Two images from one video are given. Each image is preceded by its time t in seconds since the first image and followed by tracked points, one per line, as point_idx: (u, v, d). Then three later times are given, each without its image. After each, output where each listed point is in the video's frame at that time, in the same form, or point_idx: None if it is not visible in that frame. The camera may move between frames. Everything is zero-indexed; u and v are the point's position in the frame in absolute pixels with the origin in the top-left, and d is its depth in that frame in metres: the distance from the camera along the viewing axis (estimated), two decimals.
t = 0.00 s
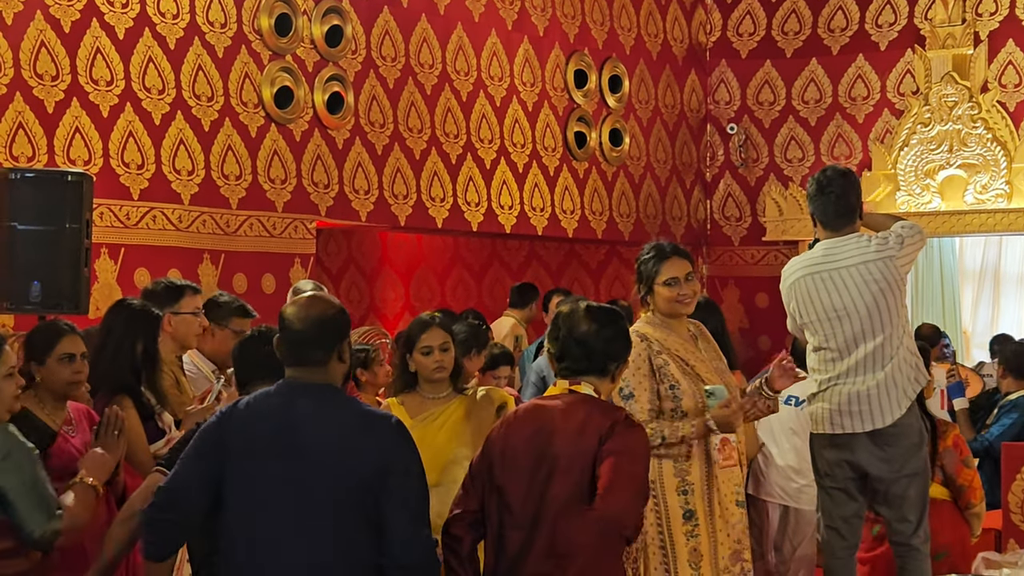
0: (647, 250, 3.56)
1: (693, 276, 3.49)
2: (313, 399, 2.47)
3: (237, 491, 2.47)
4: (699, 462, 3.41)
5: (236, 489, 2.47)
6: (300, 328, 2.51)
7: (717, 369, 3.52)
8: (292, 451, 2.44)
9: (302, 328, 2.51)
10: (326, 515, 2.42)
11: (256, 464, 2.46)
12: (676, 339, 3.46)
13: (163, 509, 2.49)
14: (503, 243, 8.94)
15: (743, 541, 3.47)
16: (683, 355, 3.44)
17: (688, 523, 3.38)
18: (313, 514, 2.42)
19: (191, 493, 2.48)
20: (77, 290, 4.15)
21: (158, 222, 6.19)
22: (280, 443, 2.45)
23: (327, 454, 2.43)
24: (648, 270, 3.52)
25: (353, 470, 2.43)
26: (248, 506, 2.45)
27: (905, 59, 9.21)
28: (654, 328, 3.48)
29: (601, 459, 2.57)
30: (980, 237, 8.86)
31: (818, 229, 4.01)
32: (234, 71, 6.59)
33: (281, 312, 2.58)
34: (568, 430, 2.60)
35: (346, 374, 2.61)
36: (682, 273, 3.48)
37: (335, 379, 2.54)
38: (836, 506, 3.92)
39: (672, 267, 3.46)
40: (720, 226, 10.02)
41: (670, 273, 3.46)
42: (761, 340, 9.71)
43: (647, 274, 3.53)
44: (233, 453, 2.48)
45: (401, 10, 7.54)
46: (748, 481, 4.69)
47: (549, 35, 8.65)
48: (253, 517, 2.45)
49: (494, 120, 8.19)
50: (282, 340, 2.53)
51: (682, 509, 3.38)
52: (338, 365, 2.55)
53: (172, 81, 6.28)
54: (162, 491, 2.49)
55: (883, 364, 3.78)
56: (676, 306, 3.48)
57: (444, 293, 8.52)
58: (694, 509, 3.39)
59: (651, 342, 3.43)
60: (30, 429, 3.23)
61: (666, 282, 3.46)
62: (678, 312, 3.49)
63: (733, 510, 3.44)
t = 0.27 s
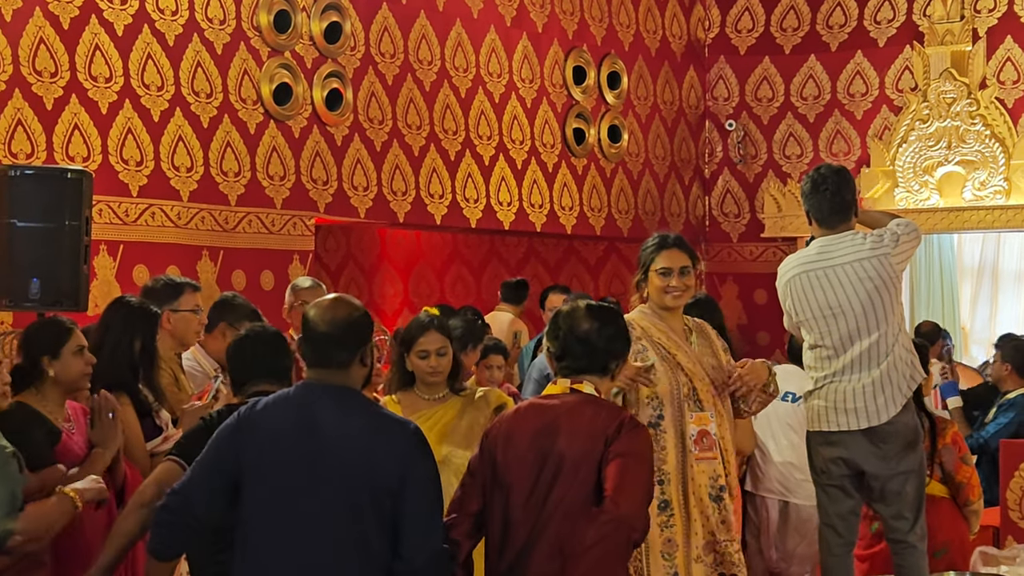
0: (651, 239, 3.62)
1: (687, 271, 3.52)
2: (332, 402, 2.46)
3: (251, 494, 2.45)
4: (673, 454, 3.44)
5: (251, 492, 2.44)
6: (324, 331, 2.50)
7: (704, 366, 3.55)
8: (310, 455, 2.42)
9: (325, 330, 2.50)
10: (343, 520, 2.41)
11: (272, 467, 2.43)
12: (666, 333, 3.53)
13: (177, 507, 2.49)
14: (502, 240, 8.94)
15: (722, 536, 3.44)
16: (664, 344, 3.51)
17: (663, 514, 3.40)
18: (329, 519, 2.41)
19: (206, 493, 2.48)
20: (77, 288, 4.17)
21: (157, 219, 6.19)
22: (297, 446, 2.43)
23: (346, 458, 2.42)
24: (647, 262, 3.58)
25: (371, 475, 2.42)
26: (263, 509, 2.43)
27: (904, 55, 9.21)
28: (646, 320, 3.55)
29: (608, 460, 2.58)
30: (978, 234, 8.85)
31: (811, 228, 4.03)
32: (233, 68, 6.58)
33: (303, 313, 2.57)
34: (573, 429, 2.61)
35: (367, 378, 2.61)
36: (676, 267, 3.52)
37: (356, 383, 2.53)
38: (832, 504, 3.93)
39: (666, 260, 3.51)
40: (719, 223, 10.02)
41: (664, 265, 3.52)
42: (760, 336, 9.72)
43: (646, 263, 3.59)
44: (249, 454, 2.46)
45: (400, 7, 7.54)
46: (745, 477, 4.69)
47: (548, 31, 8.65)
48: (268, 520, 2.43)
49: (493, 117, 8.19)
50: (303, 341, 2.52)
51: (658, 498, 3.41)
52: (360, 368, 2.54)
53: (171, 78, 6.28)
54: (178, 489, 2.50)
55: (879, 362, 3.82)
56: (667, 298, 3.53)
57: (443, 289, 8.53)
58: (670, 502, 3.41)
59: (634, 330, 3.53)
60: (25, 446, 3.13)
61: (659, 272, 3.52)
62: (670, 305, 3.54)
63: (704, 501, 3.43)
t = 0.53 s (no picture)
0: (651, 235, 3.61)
1: (680, 271, 3.51)
2: (323, 402, 2.54)
3: (244, 493, 2.52)
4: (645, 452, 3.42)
5: (245, 491, 2.52)
6: (306, 327, 2.57)
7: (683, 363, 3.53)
8: (302, 453, 2.50)
9: (307, 326, 2.56)
10: (335, 517, 2.50)
11: (266, 467, 2.51)
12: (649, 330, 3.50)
13: (168, 508, 2.52)
14: (499, 237, 8.94)
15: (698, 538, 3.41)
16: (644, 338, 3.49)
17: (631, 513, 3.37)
18: (322, 515, 2.49)
19: (198, 494, 2.52)
20: (73, 285, 4.17)
21: (153, 216, 6.19)
22: (290, 446, 2.50)
23: (338, 457, 2.50)
24: (642, 258, 3.57)
25: (362, 474, 2.51)
26: (258, 508, 2.51)
27: (901, 52, 9.21)
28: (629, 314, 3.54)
29: (601, 460, 2.57)
30: (975, 231, 8.82)
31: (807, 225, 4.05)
32: (229, 65, 6.58)
33: (287, 309, 2.63)
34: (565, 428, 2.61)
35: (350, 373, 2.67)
36: (668, 265, 3.50)
37: (339, 378, 2.59)
38: (828, 501, 3.94)
39: (659, 256, 3.50)
40: (715, 220, 10.02)
41: (659, 262, 3.51)
42: (756, 333, 9.72)
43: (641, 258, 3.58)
44: (242, 454, 2.52)
45: (396, 4, 7.54)
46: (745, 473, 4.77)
47: (545, 29, 8.65)
48: (262, 517, 2.51)
49: (489, 114, 8.19)
50: (287, 337, 2.58)
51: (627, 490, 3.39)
52: (341, 363, 2.60)
53: (167, 75, 6.28)
54: (170, 489, 2.54)
55: (875, 360, 3.83)
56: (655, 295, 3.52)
57: (439, 285, 8.53)
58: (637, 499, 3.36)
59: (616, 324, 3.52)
60: (23, 444, 3.18)
61: (649, 269, 3.51)
62: (658, 302, 3.52)
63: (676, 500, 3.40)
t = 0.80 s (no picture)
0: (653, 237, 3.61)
1: (673, 276, 3.50)
2: (293, 399, 2.55)
3: (216, 489, 2.54)
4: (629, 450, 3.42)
5: (216, 487, 2.54)
6: (273, 324, 2.59)
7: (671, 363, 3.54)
8: (273, 450, 2.52)
9: (275, 322, 2.60)
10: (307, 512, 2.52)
11: (237, 463, 2.52)
12: (640, 331, 3.51)
13: (139, 505, 2.53)
14: (492, 234, 8.94)
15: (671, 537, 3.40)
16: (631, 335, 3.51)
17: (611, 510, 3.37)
18: (294, 511, 2.52)
19: (169, 490, 2.53)
20: (65, 283, 4.16)
21: (146, 213, 6.18)
22: (261, 443, 2.52)
23: (309, 454, 2.52)
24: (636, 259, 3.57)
25: (332, 469, 2.53)
26: (229, 504, 2.53)
27: (893, 49, 9.21)
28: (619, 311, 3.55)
29: (589, 460, 2.57)
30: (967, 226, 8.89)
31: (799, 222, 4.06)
32: (222, 62, 6.57)
33: (256, 306, 2.66)
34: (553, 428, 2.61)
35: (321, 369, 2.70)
36: (661, 268, 3.50)
37: (308, 374, 2.62)
38: (820, 498, 3.95)
39: (654, 258, 3.50)
40: (708, 216, 10.03)
41: (653, 264, 3.51)
42: (749, 329, 9.74)
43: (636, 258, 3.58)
44: (213, 450, 2.53)
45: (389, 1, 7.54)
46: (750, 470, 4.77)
47: (537, 25, 8.64)
48: (234, 513, 2.52)
49: (482, 111, 8.18)
50: (258, 334, 2.61)
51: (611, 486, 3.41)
52: (310, 359, 2.63)
53: (160, 73, 6.26)
54: (139, 485, 2.54)
55: (866, 356, 3.84)
56: (645, 296, 3.52)
57: (432, 282, 8.53)
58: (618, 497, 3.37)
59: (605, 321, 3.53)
60: (18, 441, 3.20)
61: (643, 270, 3.51)
62: (648, 304, 3.52)
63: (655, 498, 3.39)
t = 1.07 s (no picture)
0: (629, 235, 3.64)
1: (659, 274, 3.55)
2: (266, 397, 2.55)
3: (189, 486, 2.56)
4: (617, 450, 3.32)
5: (189, 484, 2.55)
6: (245, 322, 2.60)
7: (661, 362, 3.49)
8: (245, 446, 2.53)
9: (246, 321, 2.60)
10: (279, 509, 2.53)
11: (209, 461, 2.54)
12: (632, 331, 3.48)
13: (111, 501, 2.57)
14: (480, 231, 8.94)
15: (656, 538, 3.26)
16: (623, 334, 3.46)
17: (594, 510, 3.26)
18: (266, 508, 2.53)
19: (143, 485, 2.56)
20: (54, 281, 4.12)
21: (135, 211, 6.17)
22: (232, 441, 2.53)
23: (280, 452, 2.53)
24: (620, 258, 3.61)
25: (305, 467, 2.53)
26: (202, 501, 2.54)
27: (881, 46, 9.22)
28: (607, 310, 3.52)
29: (578, 461, 2.57)
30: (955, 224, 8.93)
31: (787, 219, 4.07)
32: (210, 60, 6.55)
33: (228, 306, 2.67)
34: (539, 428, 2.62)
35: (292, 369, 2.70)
36: (646, 265, 3.55)
37: (281, 372, 2.62)
38: (809, 495, 3.96)
39: (639, 256, 3.55)
40: (697, 214, 10.03)
41: (637, 262, 3.56)
42: (738, 326, 9.74)
43: (621, 255, 3.61)
44: (185, 448, 2.56)
45: None
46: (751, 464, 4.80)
47: (526, 23, 8.64)
48: (206, 509, 2.54)
49: (471, 108, 8.18)
50: (229, 332, 2.62)
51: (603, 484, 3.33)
52: (282, 358, 2.63)
53: (148, 70, 6.24)
54: (113, 482, 2.57)
55: (853, 353, 3.86)
56: (631, 295, 3.55)
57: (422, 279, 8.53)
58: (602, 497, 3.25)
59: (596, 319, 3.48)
60: (10, 441, 3.19)
61: (631, 268, 3.55)
62: (634, 303, 3.54)
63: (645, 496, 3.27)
